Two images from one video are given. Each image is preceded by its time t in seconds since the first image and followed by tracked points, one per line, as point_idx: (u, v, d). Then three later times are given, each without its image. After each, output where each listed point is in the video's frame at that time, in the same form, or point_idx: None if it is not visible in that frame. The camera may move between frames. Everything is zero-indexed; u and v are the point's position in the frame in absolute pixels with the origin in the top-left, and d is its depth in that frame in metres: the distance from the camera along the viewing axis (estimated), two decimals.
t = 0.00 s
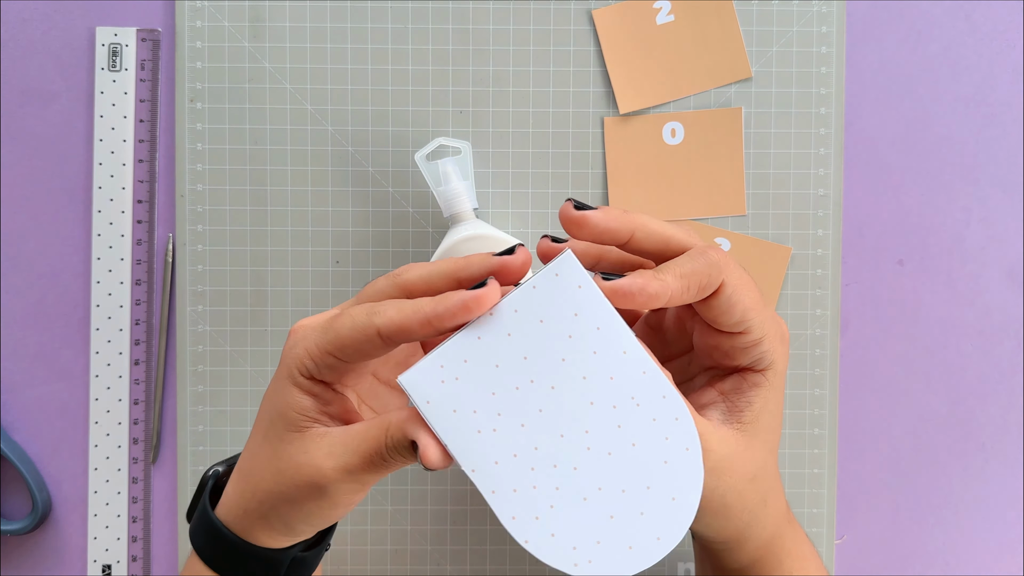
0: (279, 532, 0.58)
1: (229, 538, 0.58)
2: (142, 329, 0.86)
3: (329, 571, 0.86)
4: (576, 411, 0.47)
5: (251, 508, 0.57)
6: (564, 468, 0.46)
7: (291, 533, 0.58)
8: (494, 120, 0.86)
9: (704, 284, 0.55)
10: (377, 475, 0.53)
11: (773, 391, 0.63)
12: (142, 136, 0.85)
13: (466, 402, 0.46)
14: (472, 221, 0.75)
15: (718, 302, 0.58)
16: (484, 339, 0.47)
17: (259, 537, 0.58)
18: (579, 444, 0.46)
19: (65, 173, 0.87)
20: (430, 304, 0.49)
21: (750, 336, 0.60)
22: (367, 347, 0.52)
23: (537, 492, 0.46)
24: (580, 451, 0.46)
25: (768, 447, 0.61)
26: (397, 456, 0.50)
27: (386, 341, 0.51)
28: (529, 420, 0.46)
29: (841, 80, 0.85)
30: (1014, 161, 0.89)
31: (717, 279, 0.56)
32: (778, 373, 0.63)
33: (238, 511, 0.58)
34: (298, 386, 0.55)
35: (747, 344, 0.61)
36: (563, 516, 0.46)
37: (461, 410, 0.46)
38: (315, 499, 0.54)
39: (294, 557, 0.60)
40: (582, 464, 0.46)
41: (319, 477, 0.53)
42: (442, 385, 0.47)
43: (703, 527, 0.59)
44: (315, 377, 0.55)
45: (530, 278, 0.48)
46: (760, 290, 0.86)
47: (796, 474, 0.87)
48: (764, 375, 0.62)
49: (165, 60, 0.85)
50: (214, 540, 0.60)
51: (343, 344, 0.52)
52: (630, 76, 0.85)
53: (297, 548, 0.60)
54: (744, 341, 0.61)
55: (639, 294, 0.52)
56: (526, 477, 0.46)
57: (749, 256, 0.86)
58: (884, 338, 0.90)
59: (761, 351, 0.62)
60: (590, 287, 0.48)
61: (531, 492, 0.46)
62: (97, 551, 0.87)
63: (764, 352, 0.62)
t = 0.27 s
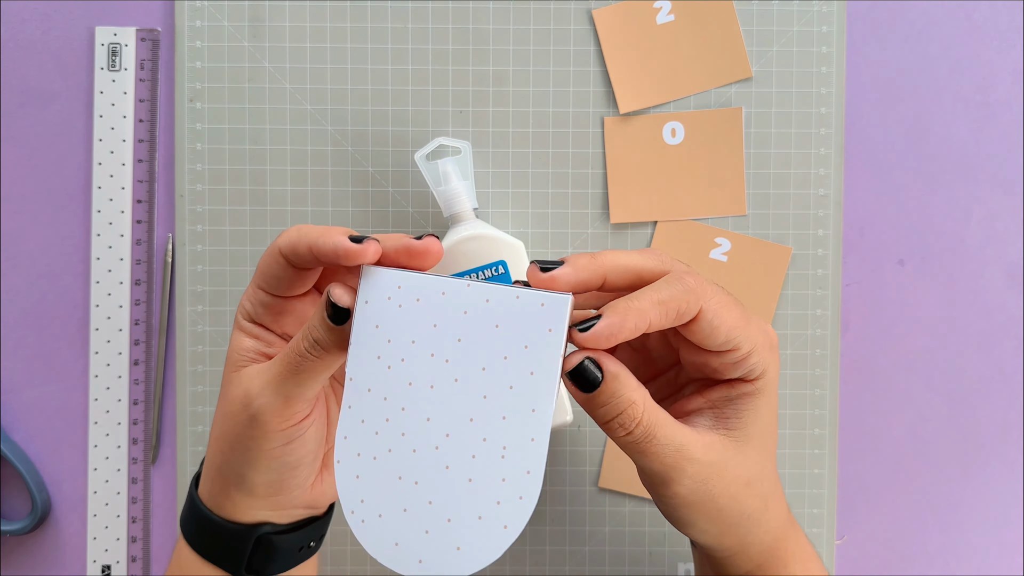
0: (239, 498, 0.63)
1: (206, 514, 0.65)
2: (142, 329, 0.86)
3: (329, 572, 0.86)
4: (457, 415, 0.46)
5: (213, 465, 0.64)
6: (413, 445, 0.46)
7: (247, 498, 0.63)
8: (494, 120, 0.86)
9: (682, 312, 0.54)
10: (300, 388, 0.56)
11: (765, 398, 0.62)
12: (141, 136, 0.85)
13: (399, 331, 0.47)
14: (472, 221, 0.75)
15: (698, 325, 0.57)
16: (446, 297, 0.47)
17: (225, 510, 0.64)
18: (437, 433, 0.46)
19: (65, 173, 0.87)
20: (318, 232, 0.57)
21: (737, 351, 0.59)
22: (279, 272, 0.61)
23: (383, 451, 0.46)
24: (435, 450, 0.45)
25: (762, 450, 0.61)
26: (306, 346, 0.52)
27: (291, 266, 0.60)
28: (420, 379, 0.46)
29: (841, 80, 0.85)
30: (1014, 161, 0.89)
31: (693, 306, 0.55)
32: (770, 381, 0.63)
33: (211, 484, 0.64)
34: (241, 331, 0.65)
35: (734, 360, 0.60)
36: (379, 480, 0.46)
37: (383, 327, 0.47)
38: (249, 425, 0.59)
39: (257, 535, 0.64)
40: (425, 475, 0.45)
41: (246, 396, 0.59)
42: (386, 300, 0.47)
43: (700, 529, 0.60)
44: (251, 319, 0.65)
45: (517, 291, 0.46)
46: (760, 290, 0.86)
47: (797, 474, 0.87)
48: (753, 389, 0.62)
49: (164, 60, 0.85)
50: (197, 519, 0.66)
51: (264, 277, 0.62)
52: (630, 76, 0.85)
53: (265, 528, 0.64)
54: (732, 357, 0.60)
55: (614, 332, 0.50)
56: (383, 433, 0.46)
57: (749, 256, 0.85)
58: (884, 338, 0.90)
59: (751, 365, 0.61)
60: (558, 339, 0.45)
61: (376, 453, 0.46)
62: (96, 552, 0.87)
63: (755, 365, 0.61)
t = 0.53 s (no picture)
0: (271, 486, 0.64)
1: (224, 511, 0.64)
2: (142, 329, 0.86)
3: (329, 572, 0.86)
4: (437, 351, 0.43)
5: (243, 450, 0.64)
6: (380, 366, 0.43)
7: (278, 484, 0.64)
8: (494, 120, 0.86)
9: (680, 279, 0.58)
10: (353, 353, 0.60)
11: (762, 382, 0.63)
12: (141, 136, 0.85)
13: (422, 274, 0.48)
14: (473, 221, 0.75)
15: (697, 299, 0.60)
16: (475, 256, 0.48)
17: (247, 501, 0.65)
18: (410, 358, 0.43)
19: (64, 173, 0.87)
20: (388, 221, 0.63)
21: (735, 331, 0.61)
22: (338, 260, 0.66)
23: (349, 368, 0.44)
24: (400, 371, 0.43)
25: (755, 430, 0.61)
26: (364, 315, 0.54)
27: (355, 255, 0.65)
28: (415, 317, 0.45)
29: (841, 80, 0.85)
30: (1014, 161, 0.89)
31: (692, 276, 0.59)
32: (769, 366, 0.63)
33: (233, 475, 0.65)
34: (283, 313, 0.68)
35: (731, 340, 0.62)
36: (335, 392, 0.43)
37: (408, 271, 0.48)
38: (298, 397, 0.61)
39: (276, 530, 0.64)
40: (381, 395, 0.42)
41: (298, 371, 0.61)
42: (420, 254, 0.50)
43: (693, 509, 0.61)
44: (293, 302, 0.68)
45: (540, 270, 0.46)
46: (760, 290, 0.85)
47: (797, 474, 0.87)
48: (751, 372, 0.63)
49: (164, 60, 0.85)
50: (214, 513, 0.66)
51: (320, 266, 0.67)
52: (630, 76, 0.85)
53: (285, 524, 0.65)
54: (729, 338, 0.62)
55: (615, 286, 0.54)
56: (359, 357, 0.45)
57: (749, 256, 0.85)
58: (884, 338, 0.90)
59: (749, 346, 0.62)
60: (565, 322, 0.42)
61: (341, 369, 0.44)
62: (96, 552, 0.87)
63: (754, 348, 0.62)
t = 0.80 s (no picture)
0: (275, 487, 0.63)
1: (229, 511, 0.64)
2: (142, 329, 0.86)
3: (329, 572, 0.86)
4: (450, 314, 0.44)
5: (249, 451, 0.64)
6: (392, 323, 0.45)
7: (281, 486, 0.63)
8: (494, 120, 0.86)
9: (702, 274, 0.58)
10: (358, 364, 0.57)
11: (770, 378, 0.64)
12: (141, 136, 0.85)
13: (458, 261, 0.51)
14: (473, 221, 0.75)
15: (718, 295, 0.60)
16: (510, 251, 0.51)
17: (251, 501, 0.64)
18: (421, 318, 0.45)
19: (65, 173, 0.87)
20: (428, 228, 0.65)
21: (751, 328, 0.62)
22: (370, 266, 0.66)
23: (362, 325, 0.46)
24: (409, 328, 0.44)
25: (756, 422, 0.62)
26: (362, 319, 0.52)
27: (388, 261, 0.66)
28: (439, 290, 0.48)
29: (841, 80, 0.85)
30: (1014, 161, 0.89)
31: (714, 272, 0.59)
32: (780, 363, 0.64)
33: (238, 475, 0.65)
34: (298, 318, 0.67)
35: (745, 336, 0.63)
36: (344, 340, 0.45)
37: (446, 262, 0.52)
38: (300, 405, 0.60)
39: (280, 531, 0.64)
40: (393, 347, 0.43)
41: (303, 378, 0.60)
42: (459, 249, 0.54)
43: (690, 494, 0.60)
44: (312, 306, 0.67)
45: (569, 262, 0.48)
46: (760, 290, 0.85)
47: (797, 474, 0.87)
48: (762, 367, 0.63)
49: (164, 60, 0.85)
50: (218, 513, 0.65)
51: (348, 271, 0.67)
52: (630, 76, 0.85)
53: (290, 526, 0.64)
54: (744, 333, 0.62)
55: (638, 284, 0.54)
56: (375, 319, 0.47)
57: (749, 256, 0.85)
58: (884, 338, 0.90)
59: (762, 343, 0.63)
60: (587, 301, 0.43)
61: (353, 326, 0.46)
62: (96, 552, 0.87)
63: (767, 345, 0.63)
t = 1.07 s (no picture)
0: (282, 485, 0.63)
1: (232, 509, 0.64)
2: (142, 329, 0.86)
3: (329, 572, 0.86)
4: (486, 294, 0.44)
5: (257, 450, 0.63)
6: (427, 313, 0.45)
7: (289, 484, 0.63)
8: (494, 120, 0.86)
9: (749, 277, 0.57)
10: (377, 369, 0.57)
11: (791, 400, 0.63)
12: (141, 136, 0.85)
13: (480, 253, 0.52)
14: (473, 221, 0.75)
15: (758, 300, 0.59)
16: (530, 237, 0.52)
17: (255, 500, 0.64)
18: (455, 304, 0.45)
19: (65, 173, 0.87)
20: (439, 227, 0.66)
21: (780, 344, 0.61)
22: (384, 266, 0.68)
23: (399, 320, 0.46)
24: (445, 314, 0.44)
25: (762, 443, 0.61)
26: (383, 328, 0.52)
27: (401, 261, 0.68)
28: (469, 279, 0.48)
29: (841, 80, 0.85)
30: (1014, 161, 0.89)
31: (765, 276, 0.58)
32: (802, 386, 0.63)
33: (242, 474, 0.65)
34: (314, 319, 0.68)
35: (773, 352, 0.62)
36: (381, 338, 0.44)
37: (468, 256, 0.52)
38: (316, 405, 0.60)
39: (282, 531, 0.64)
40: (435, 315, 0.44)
41: (319, 379, 0.59)
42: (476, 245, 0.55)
43: (684, 490, 0.61)
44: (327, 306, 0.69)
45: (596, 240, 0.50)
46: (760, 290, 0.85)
47: (797, 474, 0.87)
48: (784, 386, 0.63)
49: (164, 60, 0.85)
50: (220, 511, 0.65)
51: (362, 270, 0.69)
52: (630, 76, 0.85)
53: (292, 525, 0.64)
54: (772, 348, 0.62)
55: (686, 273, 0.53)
56: (411, 315, 0.46)
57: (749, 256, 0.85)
58: (884, 338, 0.90)
59: (788, 362, 0.62)
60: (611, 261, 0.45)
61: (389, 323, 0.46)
62: (96, 552, 0.87)
63: (793, 365, 0.62)
